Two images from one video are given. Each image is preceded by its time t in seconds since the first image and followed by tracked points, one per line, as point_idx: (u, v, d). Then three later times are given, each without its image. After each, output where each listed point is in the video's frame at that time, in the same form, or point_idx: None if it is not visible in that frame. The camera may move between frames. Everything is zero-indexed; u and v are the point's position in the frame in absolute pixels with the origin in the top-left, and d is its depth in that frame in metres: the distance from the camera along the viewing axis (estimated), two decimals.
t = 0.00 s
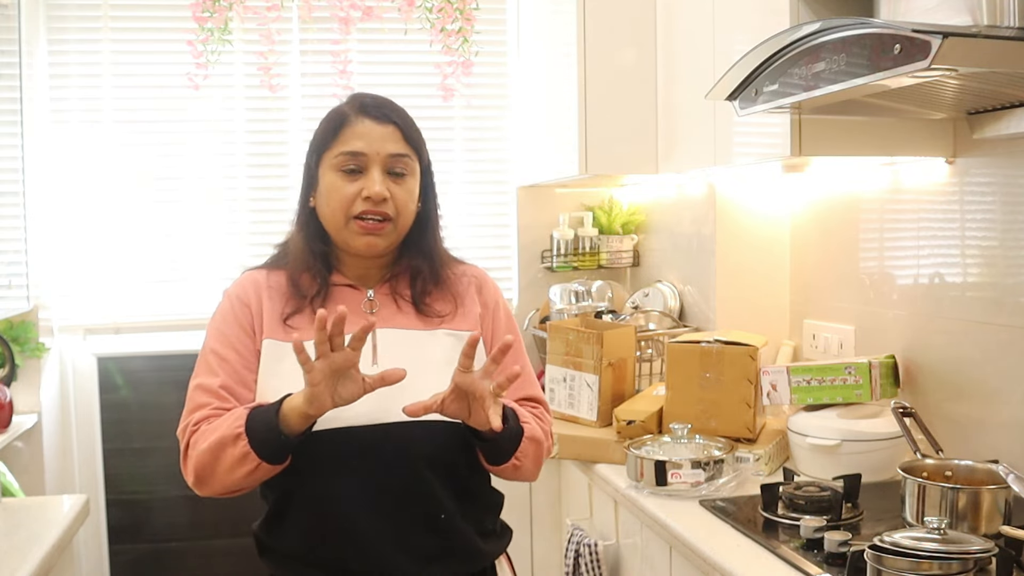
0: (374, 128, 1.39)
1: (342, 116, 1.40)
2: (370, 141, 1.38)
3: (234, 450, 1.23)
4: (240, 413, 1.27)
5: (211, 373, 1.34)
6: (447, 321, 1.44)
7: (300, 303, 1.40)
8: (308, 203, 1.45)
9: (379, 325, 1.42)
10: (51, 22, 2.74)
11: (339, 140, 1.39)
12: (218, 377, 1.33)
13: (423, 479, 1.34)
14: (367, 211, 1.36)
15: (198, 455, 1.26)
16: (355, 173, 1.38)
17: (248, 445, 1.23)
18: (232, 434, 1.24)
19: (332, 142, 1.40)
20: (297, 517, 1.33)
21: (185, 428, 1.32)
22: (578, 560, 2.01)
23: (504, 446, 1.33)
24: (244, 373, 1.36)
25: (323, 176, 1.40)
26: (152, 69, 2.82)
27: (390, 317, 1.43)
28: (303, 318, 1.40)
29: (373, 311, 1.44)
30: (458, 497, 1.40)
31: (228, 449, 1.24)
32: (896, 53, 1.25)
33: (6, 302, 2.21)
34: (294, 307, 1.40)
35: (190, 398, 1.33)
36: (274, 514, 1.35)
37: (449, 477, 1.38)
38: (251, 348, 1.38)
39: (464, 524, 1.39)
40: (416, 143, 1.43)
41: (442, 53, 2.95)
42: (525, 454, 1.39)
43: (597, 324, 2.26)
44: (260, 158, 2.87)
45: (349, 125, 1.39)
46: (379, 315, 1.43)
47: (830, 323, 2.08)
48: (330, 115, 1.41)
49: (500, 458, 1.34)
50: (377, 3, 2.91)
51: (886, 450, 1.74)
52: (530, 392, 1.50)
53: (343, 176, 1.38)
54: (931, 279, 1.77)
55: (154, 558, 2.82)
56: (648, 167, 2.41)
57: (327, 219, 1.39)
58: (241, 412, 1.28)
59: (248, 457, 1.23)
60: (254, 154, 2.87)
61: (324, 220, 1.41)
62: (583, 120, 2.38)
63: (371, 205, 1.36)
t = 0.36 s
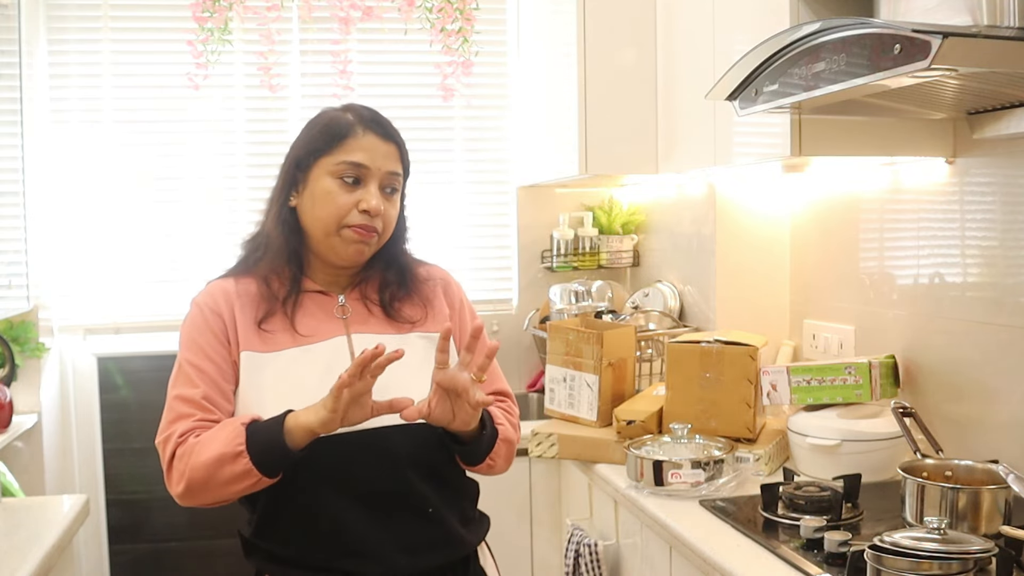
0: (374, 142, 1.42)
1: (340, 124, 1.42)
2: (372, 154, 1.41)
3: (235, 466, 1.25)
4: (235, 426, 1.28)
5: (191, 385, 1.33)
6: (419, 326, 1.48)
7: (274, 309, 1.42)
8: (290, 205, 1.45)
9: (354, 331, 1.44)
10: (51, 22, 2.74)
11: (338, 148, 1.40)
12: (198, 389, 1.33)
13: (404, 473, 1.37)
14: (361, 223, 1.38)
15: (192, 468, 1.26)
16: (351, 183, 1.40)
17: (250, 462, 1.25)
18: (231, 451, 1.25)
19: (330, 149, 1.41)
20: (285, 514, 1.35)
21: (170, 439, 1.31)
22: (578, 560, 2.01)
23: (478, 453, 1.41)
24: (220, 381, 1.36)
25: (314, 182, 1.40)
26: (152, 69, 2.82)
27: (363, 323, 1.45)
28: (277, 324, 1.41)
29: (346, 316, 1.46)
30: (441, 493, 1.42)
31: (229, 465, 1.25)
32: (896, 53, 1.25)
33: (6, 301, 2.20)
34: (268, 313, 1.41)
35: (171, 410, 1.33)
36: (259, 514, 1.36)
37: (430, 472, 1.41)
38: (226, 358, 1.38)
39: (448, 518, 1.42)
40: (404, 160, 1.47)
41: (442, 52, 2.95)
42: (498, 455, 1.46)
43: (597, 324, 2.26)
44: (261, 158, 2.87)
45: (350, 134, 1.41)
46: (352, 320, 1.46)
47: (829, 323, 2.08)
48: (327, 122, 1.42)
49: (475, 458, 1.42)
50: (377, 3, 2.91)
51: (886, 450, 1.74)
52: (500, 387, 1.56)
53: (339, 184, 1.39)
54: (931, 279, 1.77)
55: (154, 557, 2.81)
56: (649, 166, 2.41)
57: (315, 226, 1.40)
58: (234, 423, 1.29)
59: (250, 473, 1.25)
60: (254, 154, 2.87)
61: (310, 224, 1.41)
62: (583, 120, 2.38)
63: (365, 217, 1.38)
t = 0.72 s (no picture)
0: (389, 137, 1.43)
1: (354, 120, 1.42)
2: (390, 149, 1.42)
3: (263, 465, 1.25)
4: (258, 424, 1.28)
5: (207, 385, 1.33)
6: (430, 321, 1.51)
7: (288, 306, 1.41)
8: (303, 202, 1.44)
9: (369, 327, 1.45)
10: (51, 22, 2.74)
11: (355, 144, 1.41)
12: (216, 388, 1.32)
13: (421, 468, 1.38)
14: (384, 216, 1.40)
15: (217, 468, 1.26)
16: (373, 178, 1.40)
17: (278, 460, 1.25)
18: (259, 448, 1.25)
19: (347, 146, 1.41)
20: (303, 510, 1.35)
21: (188, 439, 1.30)
22: (578, 560, 2.01)
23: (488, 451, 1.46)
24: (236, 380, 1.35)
25: (333, 178, 1.40)
26: (152, 69, 2.82)
27: (377, 318, 1.47)
28: (292, 322, 1.41)
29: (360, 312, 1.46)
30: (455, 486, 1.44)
31: (256, 462, 1.25)
32: (896, 53, 1.25)
33: (6, 302, 2.20)
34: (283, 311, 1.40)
35: (186, 409, 1.32)
36: (276, 512, 1.36)
37: (443, 466, 1.42)
38: (242, 357, 1.37)
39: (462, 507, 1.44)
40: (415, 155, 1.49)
41: (442, 52, 2.96)
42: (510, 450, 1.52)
43: (597, 324, 2.26)
44: (261, 158, 2.87)
45: (366, 130, 1.41)
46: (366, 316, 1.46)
47: (829, 323, 2.08)
48: (340, 118, 1.42)
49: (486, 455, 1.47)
50: (377, 3, 2.91)
51: (885, 450, 1.74)
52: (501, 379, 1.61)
53: (361, 179, 1.39)
54: (931, 279, 1.77)
55: (154, 557, 2.82)
56: (649, 166, 2.41)
57: (336, 222, 1.40)
58: (259, 420, 1.29)
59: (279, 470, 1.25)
60: (254, 154, 2.87)
61: (330, 221, 1.41)
62: (583, 120, 2.38)
63: (388, 210, 1.40)
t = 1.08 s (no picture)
0: (414, 127, 1.41)
1: (384, 116, 1.43)
2: (410, 138, 1.40)
3: (342, 445, 1.21)
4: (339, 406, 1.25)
5: (285, 370, 1.30)
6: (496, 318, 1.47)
7: (354, 299, 1.39)
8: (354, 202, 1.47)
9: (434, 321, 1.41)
10: (51, 22, 2.74)
11: (381, 137, 1.41)
12: (294, 373, 1.30)
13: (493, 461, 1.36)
14: (405, 203, 1.37)
15: (295, 447, 1.22)
16: (392, 167, 1.40)
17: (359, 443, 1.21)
18: (341, 430, 1.21)
19: (375, 140, 1.42)
20: (374, 501, 1.32)
21: (265, 423, 1.27)
22: (577, 560, 2.01)
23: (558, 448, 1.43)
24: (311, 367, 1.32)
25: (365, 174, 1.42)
26: (152, 69, 2.82)
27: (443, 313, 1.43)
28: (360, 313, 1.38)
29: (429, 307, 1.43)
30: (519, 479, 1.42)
31: (336, 445, 1.21)
32: (896, 53, 1.25)
33: (6, 302, 2.21)
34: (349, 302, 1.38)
35: (264, 394, 1.29)
36: (345, 501, 1.33)
37: (512, 458, 1.40)
38: (318, 345, 1.35)
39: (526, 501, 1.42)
40: (458, 150, 1.45)
41: (442, 52, 2.96)
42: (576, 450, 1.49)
43: (596, 324, 2.26)
44: (260, 158, 2.87)
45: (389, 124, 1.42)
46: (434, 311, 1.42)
47: (829, 323, 2.09)
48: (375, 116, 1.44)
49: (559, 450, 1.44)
50: (377, 3, 2.91)
51: (886, 450, 1.74)
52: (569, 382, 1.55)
53: (382, 170, 1.40)
54: (931, 279, 1.77)
55: (155, 557, 2.93)
56: (648, 166, 2.41)
57: (370, 214, 1.41)
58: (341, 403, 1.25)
59: (358, 451, 1.21)
60: (254, 154, 2.87)
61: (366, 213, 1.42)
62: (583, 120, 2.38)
63: (409, 197, 1.37)
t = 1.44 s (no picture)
0: (520, 143, 1.30)
1: (485, 125, 1.31)
2: (520, 155, 1.29)
3: (433, 445, 1.17)
4: (427, 405, 1.21)
5: (369, 370, 1.25)
6: (575, 316, 1.38)
7: (438, 301, 1.31)
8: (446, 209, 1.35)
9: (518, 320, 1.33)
10: (51, 22, 2.74)
11: (486, 152, 1.29)
12: (378, 373, 1.25)
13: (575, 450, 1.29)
14: (517, 220, 1.28)
15: (386, 447, 1.19)
16: (502, 186, 1.29)
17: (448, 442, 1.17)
18: (429, 429, 1.17)
19: (477, 153, 1.30)
20: (454, 496, 1.25)
21: (353, 421, 1.24)
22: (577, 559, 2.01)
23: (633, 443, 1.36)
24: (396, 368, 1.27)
25: (465, 186, 1.31)
26: (153, 69, 2.82)
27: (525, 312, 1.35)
28: (444, 315, 1.30)
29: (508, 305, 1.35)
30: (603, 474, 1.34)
31: (426, 445, 1.18)
32: (896, 53, 1.25)
33: (6, 302, 2.21)
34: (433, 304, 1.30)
35: (349, 394, 1.25)
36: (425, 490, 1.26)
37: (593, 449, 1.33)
38: (401, 346, 1.28)
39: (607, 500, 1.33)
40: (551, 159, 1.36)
41: (442, 52, 2.96)
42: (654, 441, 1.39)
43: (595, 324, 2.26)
44: (261, 158, 2.86)
45: (494, 136, 1.30)
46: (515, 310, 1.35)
47: (830, 323, 2.08)
48: (470, 124, 1.32)
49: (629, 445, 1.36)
50: (377, 3, 2.91)
51: (886, 450, 1.74)
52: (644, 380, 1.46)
53: (492, 187, 1.28)
54: (931, 279, 1.77)
55: (155, 558, 2.95)
56: (648, 166, 2.41)
57: (472, 227, 1.30)
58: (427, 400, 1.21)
59: (450, 452, 1.18)
60: (254, 154, 2.86)
61: (468, 228, 1.31)
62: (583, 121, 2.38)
63: (519, 215, 1.28)
